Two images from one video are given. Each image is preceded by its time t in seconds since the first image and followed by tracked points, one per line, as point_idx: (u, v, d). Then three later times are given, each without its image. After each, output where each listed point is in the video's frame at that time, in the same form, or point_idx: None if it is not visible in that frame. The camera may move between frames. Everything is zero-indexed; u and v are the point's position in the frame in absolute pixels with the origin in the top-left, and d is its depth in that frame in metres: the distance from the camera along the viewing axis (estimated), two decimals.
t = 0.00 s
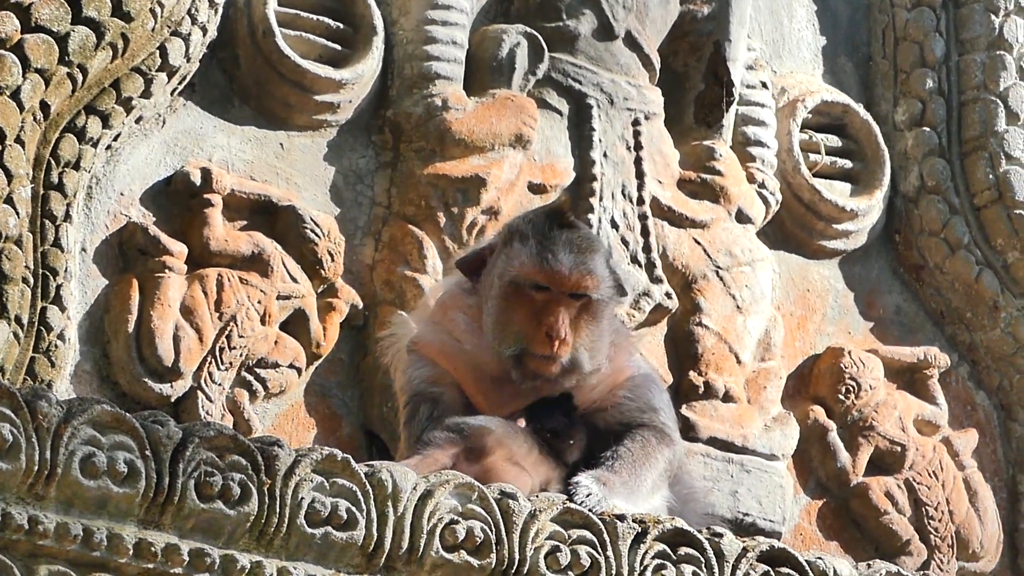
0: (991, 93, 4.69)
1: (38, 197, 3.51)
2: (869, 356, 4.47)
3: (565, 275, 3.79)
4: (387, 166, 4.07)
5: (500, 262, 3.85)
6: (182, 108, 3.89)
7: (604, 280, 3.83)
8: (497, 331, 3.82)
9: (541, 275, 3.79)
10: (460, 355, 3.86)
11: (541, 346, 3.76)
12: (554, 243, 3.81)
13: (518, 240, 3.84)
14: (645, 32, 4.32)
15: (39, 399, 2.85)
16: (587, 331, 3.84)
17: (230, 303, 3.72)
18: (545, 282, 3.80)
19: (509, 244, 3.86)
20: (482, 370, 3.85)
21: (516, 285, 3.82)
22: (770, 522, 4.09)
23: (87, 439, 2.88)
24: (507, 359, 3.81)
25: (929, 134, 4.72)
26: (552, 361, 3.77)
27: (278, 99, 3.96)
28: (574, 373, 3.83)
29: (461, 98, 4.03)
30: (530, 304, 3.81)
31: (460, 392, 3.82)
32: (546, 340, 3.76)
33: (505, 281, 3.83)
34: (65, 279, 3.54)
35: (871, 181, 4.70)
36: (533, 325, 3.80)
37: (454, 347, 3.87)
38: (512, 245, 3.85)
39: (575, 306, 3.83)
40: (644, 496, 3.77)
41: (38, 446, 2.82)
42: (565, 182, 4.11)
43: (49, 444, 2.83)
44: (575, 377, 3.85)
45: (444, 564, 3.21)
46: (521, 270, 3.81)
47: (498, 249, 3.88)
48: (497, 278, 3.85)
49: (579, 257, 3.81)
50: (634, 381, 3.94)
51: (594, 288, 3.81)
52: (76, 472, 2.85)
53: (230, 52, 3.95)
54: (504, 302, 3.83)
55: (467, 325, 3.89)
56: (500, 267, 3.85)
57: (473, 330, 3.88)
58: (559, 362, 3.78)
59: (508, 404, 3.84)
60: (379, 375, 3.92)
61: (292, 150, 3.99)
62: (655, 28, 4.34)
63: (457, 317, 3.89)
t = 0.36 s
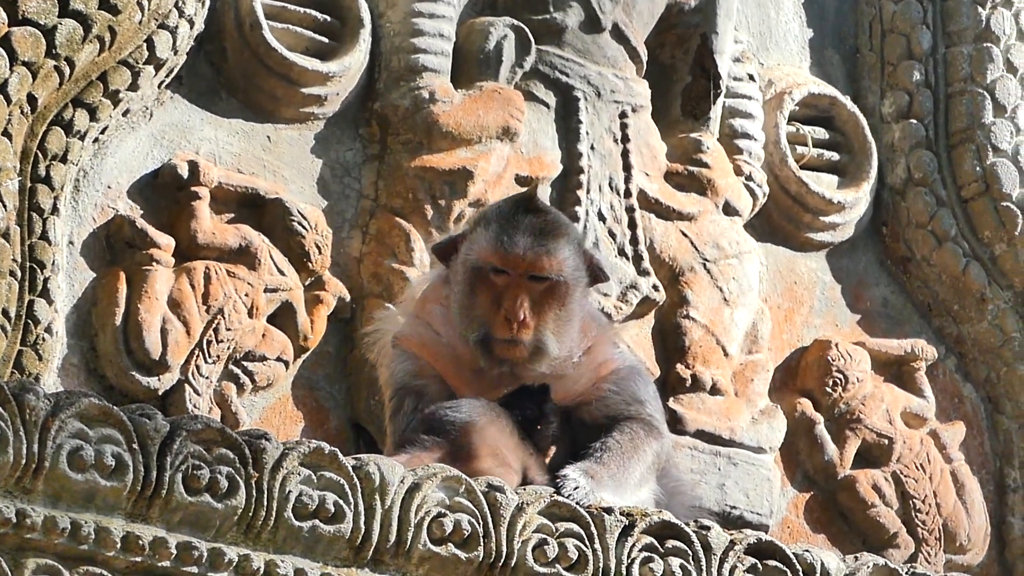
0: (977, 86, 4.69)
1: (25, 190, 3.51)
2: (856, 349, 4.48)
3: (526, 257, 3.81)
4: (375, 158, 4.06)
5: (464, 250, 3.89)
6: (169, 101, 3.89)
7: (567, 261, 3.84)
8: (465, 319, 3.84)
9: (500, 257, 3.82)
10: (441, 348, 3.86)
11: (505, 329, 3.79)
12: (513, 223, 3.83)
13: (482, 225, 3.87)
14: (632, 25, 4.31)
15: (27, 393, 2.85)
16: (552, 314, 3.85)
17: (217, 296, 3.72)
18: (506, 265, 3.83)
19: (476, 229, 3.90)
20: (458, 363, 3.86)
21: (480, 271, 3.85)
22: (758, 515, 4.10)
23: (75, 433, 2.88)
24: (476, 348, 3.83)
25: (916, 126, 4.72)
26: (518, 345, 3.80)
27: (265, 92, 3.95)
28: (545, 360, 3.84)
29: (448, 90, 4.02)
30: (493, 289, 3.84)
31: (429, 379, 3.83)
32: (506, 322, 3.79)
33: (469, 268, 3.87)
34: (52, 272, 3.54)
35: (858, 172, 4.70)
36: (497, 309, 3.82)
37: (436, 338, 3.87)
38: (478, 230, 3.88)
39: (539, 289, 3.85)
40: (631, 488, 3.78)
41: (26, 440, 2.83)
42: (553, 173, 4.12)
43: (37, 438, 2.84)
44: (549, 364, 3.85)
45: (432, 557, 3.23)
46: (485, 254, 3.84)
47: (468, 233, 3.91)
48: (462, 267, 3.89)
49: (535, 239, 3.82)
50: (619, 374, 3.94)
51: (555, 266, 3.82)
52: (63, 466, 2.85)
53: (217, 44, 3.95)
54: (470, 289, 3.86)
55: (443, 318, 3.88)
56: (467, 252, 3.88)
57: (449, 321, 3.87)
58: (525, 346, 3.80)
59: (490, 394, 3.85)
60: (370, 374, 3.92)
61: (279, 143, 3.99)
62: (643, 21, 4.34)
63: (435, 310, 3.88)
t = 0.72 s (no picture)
0: (966, 77, 4.70)
1: (14, 180, 3.51)
2: (844, 340, 4.47)
3: (489, 217, 3.85)
4: (364, 149, 4.07)
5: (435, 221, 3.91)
6: (158, 91, 3.88)
7: (533, 223, 3.88)
8: (433, 286, 3.83)
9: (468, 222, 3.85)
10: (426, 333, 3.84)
11: (472, 291, 3.80)
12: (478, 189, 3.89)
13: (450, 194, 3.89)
14: (620, 16, 4.33)
15: (17, 382, 2.89)
16: (519, 278, 3.86)
17: (206, 286, 3.72)
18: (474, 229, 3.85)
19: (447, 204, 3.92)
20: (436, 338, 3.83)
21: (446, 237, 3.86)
22: (746, 504, 4.11)
23: (63, 422, 2.91)
24: (446, 314, 3.82)
25: (905, 117, 4.72)
26: (485, 306, 3.81)
27: (254, 82, 3.95)
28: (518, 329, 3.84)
29: (436, 81, 4.03)
30: (462, 255, 3.85)
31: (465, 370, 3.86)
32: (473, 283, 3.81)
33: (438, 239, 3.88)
34: (41, 262, 3.54)
35: (847, 163, 4.70)
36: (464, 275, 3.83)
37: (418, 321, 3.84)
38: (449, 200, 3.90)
39: (503, 252, 3.88)
40: (620, 479, 3.79)
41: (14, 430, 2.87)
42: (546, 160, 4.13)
43: (25, 427, 2.87)
44: (523, 333, 3.85)
45: (420, 547, 3.25)
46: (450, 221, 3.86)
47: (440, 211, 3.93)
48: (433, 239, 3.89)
49: (499, 201, 3.86)
50: (607, 365, 3.92)
51: (520, 228, 3.85)
52: (51, 455, 2.89)
53: (206, 35, 3.94)
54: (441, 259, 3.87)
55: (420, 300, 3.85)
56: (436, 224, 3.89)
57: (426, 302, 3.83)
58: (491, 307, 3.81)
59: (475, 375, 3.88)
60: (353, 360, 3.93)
61: (268, 133, 3.98)
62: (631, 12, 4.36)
63: (419, 293, 3.85)
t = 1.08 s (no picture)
0: (954, 65, 4.73)
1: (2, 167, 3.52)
2: (832, 328, 4.48)
3: (455, 185, 3.89)
4: (352, 135, 4.07)
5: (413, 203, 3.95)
6: (146, 78, 3.88)
7: (497, 190, 3.90)
8: (403, 259, 3.87)
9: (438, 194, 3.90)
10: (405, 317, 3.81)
11: (436, 259, 3.83)
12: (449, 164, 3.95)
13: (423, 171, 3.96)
14: (610, 5, 4.34)
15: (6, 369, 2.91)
16: (488, 247, 3.88)
17: (194, 273, 3.72)
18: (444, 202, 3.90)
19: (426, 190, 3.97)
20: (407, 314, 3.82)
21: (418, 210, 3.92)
22: (734, 493, 4.12)
23: (51, 409, 2.94)
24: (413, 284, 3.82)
25: (893, 105, 4.72)
26: (448, 272, 3.82)
27: (242, 70, 3.95)
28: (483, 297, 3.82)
29: (425, 68, 4.03)
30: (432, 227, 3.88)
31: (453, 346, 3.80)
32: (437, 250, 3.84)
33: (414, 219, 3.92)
34: (29, 249, 3.55)
35: (835, 152, 4.70)
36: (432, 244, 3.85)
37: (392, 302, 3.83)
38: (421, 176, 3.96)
39: (472, 222, 3.90)
40: (608, 467, 3.80)
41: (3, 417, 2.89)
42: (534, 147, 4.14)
43: (13, 414, 2.90)
44: (494, 303, 3.82)
45: (408, 534, 3.25)
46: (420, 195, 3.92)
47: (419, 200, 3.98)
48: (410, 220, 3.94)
49: (465, 171, 3.92)
50: (591, 353, 3.91)
51: (485, 195, 3.89)
52: (39, 442, 2.91)
53: (194, 22, 3.93)
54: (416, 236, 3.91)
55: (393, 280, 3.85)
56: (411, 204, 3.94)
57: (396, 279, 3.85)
58: (452, 273, 3.82)
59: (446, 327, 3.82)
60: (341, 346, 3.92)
61: (256, 120, 3.98)
62: None
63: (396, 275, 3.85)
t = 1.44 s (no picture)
0: (940, 49, 4.73)
1: None
2: (819, 312, 4.49)
3: (472, 173, 3.86)
4: (338, 118, 4.06)
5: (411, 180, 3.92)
6: (132, 61, 3.88)
7: (510, 180, 3.89)
8: (410, 244, 3.84)
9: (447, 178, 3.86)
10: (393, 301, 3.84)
11: (450, 251, 3.81)
12: (457, 148, 3.92)
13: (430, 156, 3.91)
14: None
15: None
16: (498, 234, 3.86)
17: (180, 256, 3.71)
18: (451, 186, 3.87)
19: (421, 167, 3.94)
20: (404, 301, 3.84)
21: (426, 194, 3.87)
22: (720, 477, 4.12)
23: (37, 392, 2.94)
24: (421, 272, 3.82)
25: (879, 89, 4.74)
26: (462, 265, 3.81)
27: (227, 52, 3.94)
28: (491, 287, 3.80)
29: (411, 51, 4.03)
30: (438, 213, 3.86)
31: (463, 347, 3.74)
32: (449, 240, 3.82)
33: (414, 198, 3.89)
34: (15, 232, 3.55)
35: (821, 135, 4.71)
36: (439, 232, 3.84)
37: (384, 288, 3.84)
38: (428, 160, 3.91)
39: (485, 211, 3.86)
40: (594, 451, 3.80)
41: None
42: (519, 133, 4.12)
43: None
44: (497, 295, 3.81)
45: (393, 518, 3.25)
46: (427, 178, 3.87)
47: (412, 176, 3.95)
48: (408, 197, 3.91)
49: (477, 157, 3.89)
50: (575, 337, 3.87)
51: (497, 184, 3.87)
52: (25, 425, 2.91)
53: (180, 4, 3.93)
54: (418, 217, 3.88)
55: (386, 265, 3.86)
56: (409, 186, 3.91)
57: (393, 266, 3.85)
58: (466, 267, 3.81)
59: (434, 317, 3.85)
60: (330, 332, 3.93)
61: (242, 103, 3.98)
62: None
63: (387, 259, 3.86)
